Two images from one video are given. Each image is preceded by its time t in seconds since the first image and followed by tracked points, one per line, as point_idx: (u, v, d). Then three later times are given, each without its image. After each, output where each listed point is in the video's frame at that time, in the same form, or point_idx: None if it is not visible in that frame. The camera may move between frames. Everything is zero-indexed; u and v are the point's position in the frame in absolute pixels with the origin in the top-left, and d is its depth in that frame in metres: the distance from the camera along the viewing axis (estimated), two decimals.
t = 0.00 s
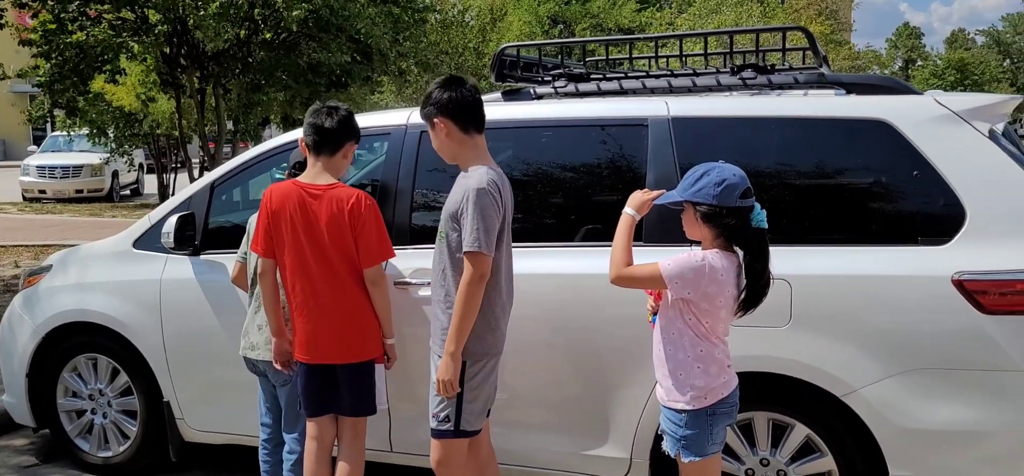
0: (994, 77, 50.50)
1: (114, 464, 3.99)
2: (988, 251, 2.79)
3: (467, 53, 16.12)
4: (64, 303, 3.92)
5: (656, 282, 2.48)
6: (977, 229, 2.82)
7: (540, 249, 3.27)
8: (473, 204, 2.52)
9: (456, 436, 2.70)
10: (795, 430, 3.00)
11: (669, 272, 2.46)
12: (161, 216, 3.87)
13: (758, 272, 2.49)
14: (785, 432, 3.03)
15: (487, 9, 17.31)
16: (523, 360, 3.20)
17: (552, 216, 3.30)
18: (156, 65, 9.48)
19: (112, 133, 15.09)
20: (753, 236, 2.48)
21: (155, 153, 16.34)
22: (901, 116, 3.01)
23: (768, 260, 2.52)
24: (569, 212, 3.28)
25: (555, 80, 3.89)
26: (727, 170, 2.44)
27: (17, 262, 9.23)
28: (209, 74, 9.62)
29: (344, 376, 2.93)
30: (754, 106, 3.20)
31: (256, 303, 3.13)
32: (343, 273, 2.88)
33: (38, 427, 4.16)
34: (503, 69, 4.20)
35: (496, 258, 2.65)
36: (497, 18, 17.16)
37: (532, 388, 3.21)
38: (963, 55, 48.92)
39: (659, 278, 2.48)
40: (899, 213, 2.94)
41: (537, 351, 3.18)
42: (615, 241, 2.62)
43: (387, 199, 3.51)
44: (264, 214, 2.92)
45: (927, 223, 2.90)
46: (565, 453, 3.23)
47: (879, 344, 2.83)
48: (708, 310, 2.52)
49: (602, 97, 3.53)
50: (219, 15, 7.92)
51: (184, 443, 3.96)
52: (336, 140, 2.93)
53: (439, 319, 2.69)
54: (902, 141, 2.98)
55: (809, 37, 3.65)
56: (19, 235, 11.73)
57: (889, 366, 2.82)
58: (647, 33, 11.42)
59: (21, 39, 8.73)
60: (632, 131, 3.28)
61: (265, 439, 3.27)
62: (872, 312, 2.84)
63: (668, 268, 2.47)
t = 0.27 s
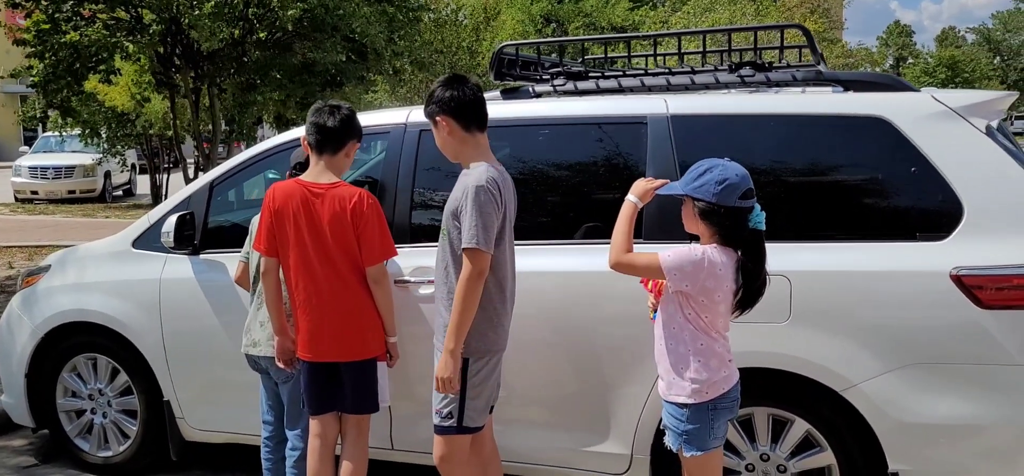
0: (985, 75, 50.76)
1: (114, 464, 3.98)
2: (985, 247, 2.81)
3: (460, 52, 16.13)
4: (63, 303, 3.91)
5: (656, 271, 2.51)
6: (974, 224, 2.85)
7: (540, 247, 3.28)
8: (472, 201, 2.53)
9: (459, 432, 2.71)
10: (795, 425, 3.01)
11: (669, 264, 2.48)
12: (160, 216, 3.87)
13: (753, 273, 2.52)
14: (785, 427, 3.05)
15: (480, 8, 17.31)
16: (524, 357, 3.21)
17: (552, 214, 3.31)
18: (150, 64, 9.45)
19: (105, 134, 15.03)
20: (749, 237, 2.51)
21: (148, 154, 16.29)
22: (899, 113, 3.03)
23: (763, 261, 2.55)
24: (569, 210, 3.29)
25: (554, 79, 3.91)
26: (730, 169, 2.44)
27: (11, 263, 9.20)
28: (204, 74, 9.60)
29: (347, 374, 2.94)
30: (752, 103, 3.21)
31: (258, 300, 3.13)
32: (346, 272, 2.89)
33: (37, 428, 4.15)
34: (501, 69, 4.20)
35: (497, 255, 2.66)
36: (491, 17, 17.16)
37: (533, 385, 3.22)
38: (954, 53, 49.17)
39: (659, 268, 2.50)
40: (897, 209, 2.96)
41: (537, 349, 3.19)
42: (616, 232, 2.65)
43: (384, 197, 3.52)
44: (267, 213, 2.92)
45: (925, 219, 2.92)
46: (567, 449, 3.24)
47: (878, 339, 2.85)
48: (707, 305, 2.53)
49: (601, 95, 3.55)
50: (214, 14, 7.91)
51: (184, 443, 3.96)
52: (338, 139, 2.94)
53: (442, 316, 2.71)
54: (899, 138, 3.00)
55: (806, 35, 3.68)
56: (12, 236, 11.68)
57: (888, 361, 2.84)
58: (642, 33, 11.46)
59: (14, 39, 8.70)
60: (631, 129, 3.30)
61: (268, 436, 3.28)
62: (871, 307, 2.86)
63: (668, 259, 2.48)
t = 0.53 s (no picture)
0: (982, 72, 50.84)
1: (119, 464, 4.00)
2: (985, 242, 2.84)
3: (458, 52, 16.13)
4: (68, 304, 3.93)
5: (656, 268, 2.53)
6: (974, 220, 2.87)
7: (543, 245, 3.30)
8: (475, 200, 2.55)
9: (465, 430, 2.72)
10: (797, 421, 3.04)
11: (669, 261, 2.50)
12: (164, 217, 3.89)
13: (753, 269, 2.53)
14: (788, 423, 3.07)
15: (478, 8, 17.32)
16: (528, 355, 3.23)
17: (554, 213, 3.33)
18: (149, 66, 9.46)
19: (103, 136, 15.03)
20: (749, 232, 2.51)
21: (147, 156, 16.29)
22: (899, 110, 3.05)
23: (764, 254, 2.55)
24: (571, 208, 3.31)
25: (555, 78, 3.94)
26: (731, 167, 2.46)
27: (12, 266, 9.20)
28: (203, 75, 9.61)
29: (355, 373, 2.96)
30: (753, 101, 3.23)
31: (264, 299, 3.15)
32: (352, 271, 2.91)
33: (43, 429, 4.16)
34: (503, 68, 4.22)
35: (500, 253, 2.68)
36: (488, 17, 17.17)
37: (536, 383, 3.24)
38: (951, 50, 49.23)
39: (659, 265, 2.52)
40: (898, 205, 2.98)
41: (541, 347, 3.21)
42: (618, 229, 2.67)
43: (386, 197, 3.54)
44: (273, 214, 2.94)
45: (925, 215, 2.94)
46: (570, 447, 3.26)
47: (880, 334, 2.87)
48: (707, 301, 2.55)
49: (602, 94, 3.57)
50: (213, 16, 7.93)
51: (189, 443, 3.97)
52: (343, 139, 2.95)
53: (447, 314, 2.73)
54: (899, 135, 3.02)
55: (806, 33, 3.70)
56: (12, 239, 11.68)
57: (889, 356, 2.87)
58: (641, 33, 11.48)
59: (14, 42, 8.71)
60: (632, 128, 3.31)
61: (274, 435, 3.30)
62: (873, 303, 2.88)
63: (668, 257, 2.50)
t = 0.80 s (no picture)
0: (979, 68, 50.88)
1: (123, 463, 4.02)
2: (984, 236, 2.86)
3: (456, 51, 16.13)
4: (71, 304, 3.94)
5: (654, 265, 2.55)
6: (973, 214, 2.89)
7: (543, 242, 3.31)
8: (476, 196, 2.56)
9: (470, 425, 2.74)
10: (797, 415, 3.06)
11: (666, 257, 2.52)
12: (166, 217, 3.90)
13: (751, 264, 2.55)
14: (788, 417, 3.09)
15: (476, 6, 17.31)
16: (530, 351, 3.24)
17: (555, 210, 3.35)
18: (148, 66, 9.47)
19: (102, 136, 15.03)
20: (748, 228, 2.54)
21: (145, 156, 16.28)
22: (897, 106, 3.07)
23: (762, 250, 2.57)
24: (572, 205, 3.32)
25: (555, 76, 3.96)
26: (729, 163, 2.48)
27: (11, 267, 9.20)
28: (202, 75, 9.62)
29: (359, 370, 2.98)
30: (752, 97, 3.25)
31: (266, 296, 3.16)
32: (355, 268, 2.93)
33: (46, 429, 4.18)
34: (502, 67, 4.26)
35: (501, 249, 2.70)
36: (486, 15, 17.17)
37: (538, 380, 3.25)
38: (948, 46, 49.25)
39: (657, 261, 2.54)
40: (896, 200, 3.00)
41: (542, 343, 3.23)
42: (617, 224, 2.69)
43: (387, 195, 3.55)
44: (276, 212, 2.96)
45: (924, 210, 2.96)
46: (572, 442, 3.28)
47: (879, 328, 2.89)
48: (704, 296, 2.57)
49: (602, 91, 3.58)
50: (212, 16, 7.94)
51: (192, 441, 3.99)
52: (343, 138, 2.96)
53: (449, 310, 2.74)
54: (897, 130, 3.04)
55: (804, 29, 3.72)
56: (11, 239, 11.68)
57: (889, 350, 2.88)
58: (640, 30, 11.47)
59: (13, 43, 8.72)
60: (632, 124, 3.33)
61: (276, 433, 3.31)
62: (872, 297, 2.90)
63: (666, 253, 2.52)
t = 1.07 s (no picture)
0: (976, 64, 50.93)
1: (123, 460, 4.02)
2: (981, 230, 2.87)
3: (454, 48, 16.14)
4: (71, 301, 3.95)
5: (654, 260, 2.56)
6: (970, 208, 2.91)
7: (543, 238, 3.32)
8: (476, 193, 2.57)
9: (467, 420, 2.75)
10: (796, 409, 3.07)
11: (665, 253, 2.53)
12: (165, 214, 3.90)
13: (750, 259, 2.56)
14: (786, 411, 3.10)
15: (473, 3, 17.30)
16: (530, 347, 3.26)
17: (553, 206, 3.36)
18: (146, 64, 9.46)
19: (99, 134, 15.01)
20: (747, 224, 2.56)
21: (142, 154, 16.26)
22: (895, 101, 3.08)
23: (762, 246, 2.58)
24: (570, 201, 3.33)
25: (553, 72, 3.97)
26: (727, 158, 2.49)
27: (9, 265, 9.19)
28: (199, 73, 9.61)
29: (359, 366, 2.99)
30: (750, 93, 3.26)
31: (267, 292, 3.17)
32: (355, 264, 2.94)
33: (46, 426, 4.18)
34: (502, 63, 4.28)
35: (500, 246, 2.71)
36: (484, 12, 17.16)
37: (538, 375, 3.27)
38: (945, 42, 49.29)
39: (656, 256, 2.55)
40: (894, 195, 3.01)
41: (542, 339, 3.24)
42: (616, 220, 2.70)
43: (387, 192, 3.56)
44: (275, 210, 2.96)
45: (922, 205, 2.98)
46: (572, 437, 3.29)
47: (877, 323, 2.91)
48: (704, 291, 2.58)
49: (601, 88, 3.59)
50: (210, 13, 7.93)
51: (192, 438, 4.00)
52: (338, 135, 2.96)
53: (448, 306, 2.75)
54: (895, 125, 3.05)
55: (802, 25, 3.73)
56: (8, 238, 11.66)
57: (886, 344, 2.90)
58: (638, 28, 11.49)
59: (10, 42, 8.70)
60: (631, 120, 3.34)
61: (277, 429, 3.32)
62: (870, 292, 2.91)
63: (665, 248, 2.53)
